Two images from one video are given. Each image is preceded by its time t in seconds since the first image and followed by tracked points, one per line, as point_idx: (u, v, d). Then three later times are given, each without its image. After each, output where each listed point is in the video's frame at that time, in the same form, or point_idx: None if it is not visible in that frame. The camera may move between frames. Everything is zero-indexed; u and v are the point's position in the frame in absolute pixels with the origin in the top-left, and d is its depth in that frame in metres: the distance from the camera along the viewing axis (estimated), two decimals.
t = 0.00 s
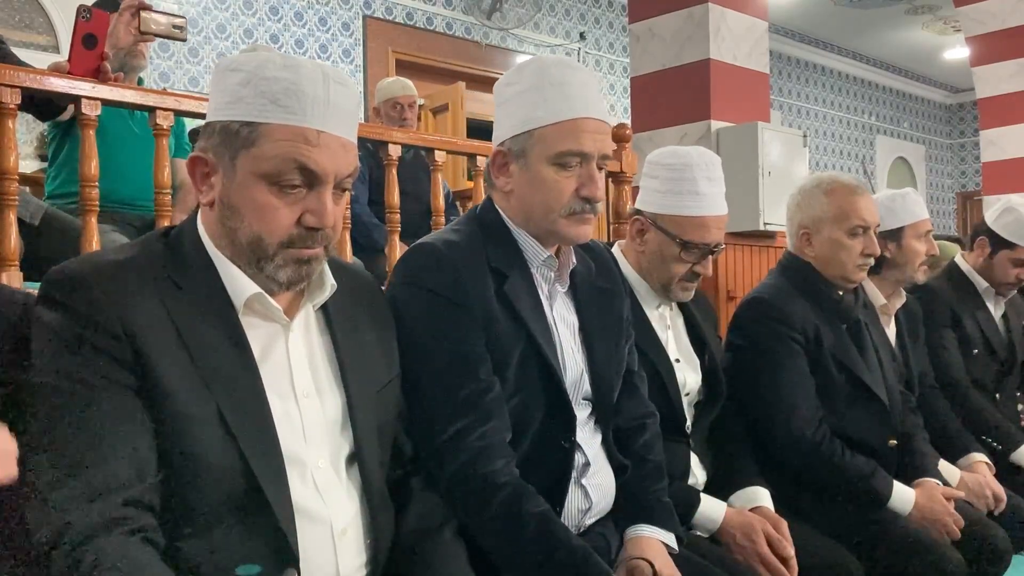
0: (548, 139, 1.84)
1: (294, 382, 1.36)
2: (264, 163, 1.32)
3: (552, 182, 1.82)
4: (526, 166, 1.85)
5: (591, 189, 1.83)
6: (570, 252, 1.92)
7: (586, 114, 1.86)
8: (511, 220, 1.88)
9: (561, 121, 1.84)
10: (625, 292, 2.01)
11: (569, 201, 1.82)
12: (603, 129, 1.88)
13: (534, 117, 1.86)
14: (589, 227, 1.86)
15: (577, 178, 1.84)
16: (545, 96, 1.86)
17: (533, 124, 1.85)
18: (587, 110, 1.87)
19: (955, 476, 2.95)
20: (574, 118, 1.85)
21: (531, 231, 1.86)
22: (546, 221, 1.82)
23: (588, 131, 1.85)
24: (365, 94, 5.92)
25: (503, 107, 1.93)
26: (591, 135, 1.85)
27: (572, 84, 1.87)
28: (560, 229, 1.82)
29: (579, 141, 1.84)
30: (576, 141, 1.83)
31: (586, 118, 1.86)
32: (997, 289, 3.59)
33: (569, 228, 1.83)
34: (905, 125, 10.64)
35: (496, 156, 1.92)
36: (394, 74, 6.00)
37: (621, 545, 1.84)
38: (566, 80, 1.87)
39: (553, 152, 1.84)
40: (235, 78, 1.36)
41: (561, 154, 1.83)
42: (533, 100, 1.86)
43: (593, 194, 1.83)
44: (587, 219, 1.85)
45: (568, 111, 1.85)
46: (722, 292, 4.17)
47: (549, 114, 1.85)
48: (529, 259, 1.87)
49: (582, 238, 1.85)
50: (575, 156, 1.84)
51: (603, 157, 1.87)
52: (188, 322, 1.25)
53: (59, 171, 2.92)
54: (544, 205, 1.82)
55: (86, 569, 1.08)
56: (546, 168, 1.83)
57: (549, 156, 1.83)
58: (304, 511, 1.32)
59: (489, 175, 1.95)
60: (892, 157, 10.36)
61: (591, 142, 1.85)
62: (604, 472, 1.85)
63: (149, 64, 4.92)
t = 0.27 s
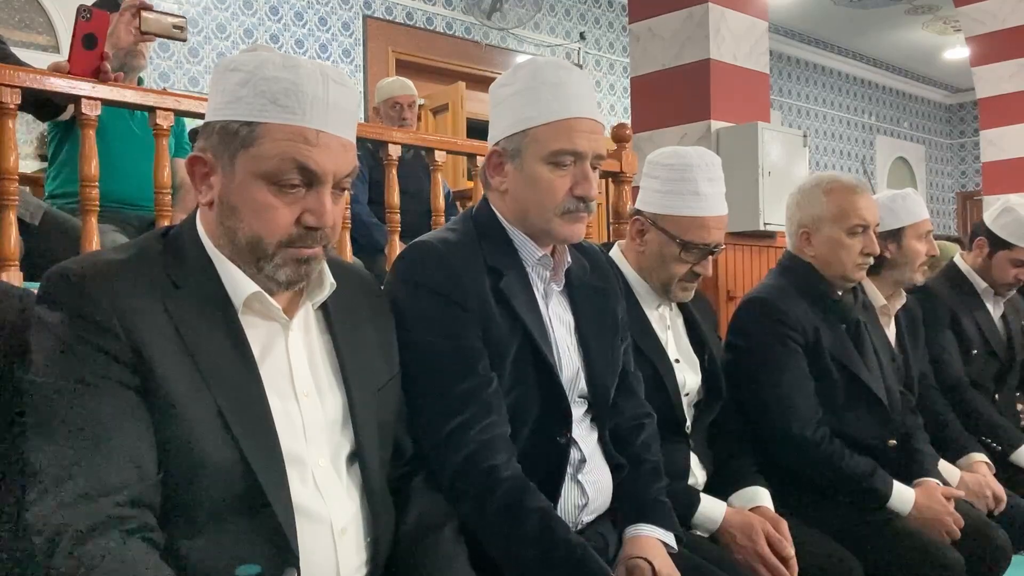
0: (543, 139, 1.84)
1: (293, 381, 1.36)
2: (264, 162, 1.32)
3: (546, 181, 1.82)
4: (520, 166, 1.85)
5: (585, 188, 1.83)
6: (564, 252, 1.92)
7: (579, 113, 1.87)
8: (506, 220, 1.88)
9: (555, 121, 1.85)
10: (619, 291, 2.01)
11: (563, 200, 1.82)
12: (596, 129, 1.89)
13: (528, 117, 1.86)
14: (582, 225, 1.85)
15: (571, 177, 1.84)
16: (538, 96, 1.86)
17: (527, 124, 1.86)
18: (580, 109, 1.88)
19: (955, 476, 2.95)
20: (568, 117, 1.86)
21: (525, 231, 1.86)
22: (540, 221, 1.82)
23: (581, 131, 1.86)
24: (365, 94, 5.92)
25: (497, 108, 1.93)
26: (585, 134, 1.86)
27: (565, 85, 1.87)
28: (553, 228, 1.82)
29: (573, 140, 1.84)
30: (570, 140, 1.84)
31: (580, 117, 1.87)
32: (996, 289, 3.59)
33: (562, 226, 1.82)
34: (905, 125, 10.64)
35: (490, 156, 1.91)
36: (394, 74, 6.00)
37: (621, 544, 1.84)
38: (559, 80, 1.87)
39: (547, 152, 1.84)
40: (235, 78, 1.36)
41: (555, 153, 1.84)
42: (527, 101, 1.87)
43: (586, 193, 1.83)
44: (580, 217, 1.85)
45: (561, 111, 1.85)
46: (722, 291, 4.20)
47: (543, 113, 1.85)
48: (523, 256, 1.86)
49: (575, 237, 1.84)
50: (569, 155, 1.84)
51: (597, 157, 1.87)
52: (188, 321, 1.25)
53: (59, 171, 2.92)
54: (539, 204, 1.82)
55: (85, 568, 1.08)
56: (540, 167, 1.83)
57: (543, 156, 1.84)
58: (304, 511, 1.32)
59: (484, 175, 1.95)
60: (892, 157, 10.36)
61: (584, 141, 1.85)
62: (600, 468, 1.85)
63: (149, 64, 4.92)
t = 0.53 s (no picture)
0: (536, 137, 1.84)
1: (293, 380, 1.36)
2: (263, 162, 1.32)
3: (540, 179, 1.82)
4: (515, 164, 1.85)
5: (579, 185, 1.84)
6: (558, 250, 1.93)
7: (572, 112, 1.87)
8: (500, 219, 1.88)
9: (548, 119, 1.85)
10: (613, 291, 2.02)
11: (557, 197, 1.82)
12: (589, 127, 1.89)
13: (521, 117, 1.86)
14: (575, 223, 1.87)
15: (564, 175, 1.84)
16: (531, 95, 1.87)
17: (521, 123, 1.86)
18: (572, 108, 1.88)
19: (955, 476, 2.95)
20: (560, 116, 1.86)
21: (520, 230, 1.86)
22: (534, 219, 1.82)
23: (574, 129, 1.86)
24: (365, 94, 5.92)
25: (492, 109, 1.93)
26: (577, 132, 1.86)
27: (558, 84, 1.87)
28: (547, 226, 1.83)
29: (566, 138, 1.84)
30: (563, 138, 1.84)
31: (572, 116, 1.86)
32: (995, 289, 3.59)
33: (556, 223, 1.83)
34: (905, 125, 10.64)
35: (485, 156, 1.92)
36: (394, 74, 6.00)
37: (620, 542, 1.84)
38: (552, 80, 1.87)
39: (541, 150, 1.84)
40: (234, 78, 1.36)
41: (548, 151, 1.84)
42: (521, 100, 1.87)
43: (580, 190, 1.84)
44: (573, 214, 1.86)
45: (554, 110, 1.85)
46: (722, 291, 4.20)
47: (537, 112, 1.85)
48: (519, 256, 1.87)
49: (567, 235, 1.85)
50: (562, 153, 1.84)
51: (590, 156, 1.88)
52: (187, 321, 1.25)
53: (59, 171, 2.92)
54: (532, 202, 1.82)
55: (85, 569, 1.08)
56: (534, 165, 1.83)
57: (537, 154, 1.83)
58: (304, 510, 1.32)
59: (479, 176, 1.96)
60: (892, 157, 10.36)
61: (577, 139, 1.85)
62: (597, 464, 1.85)
63: (149, 64, 4.92)
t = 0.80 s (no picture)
0: (533, 136, 1.85)
1: (294, 380, 1.35)
2: (263, 162, 1.32)
3: (537, 177, 1.83)
4: (512, 162, 1.86)
5: (576, 183, 1.84)
6: (555, 249, 1.93)
7: (569, 111, 1.88)
8: (498, 218, 1.88)
9: (546, 118, 1.86)
10: (609, 291, 2.02)
11: (554, 194, 1.83)
12: (585, 126, 1.90)
13: (519, 116, 1.87)
14: (570, 222, 1.86)
15: (562, 172, 1.85)
16: (528, 95, 1.87)
17: (519, 122, 1.87)
18: (569, 107, 1.89)
19: (955, 476, 2.95)
20: (557, 115, 1.87)
21: (517, 229, 1.86)
22: (532, 217, 1.83)
23: (571, 127, 1.86)
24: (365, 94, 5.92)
25: (489, 108, 1.94)
26: (574, 130, 1.86)
27: (555, 84, 1.88)
28: (544, 223, 1.82)
29: (563, 136, 1.85)
30: (560, 136, 1.85)
31: (569, 115, 1.88)
32: (995, 289, 3.59)
33: (553, 221, 1.83)
34: (905, 125, 10.64)
35: (483, 155, 1.92)
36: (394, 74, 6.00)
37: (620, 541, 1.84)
38: (549, 80, 1.88)
39: (538, 149, 1.85)
40: (234, 78, 1.36)
41: (546, 150, 1.85)
42: (518, 99, 1.88)
43: (577, 187, 1.84)
44: (570, 213, 1.86)
45: (551, 108, 1.86)
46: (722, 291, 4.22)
47: (534, 111, 1.86)
48: (515, 254, 1.86)
49: (562, 233, 1.85)
50: (559, 151, 1.85)
51: (586, 154, 1.89)
52: (187, 321, 1.25)
53: (59, 171, 2.92)
54: (529, 199, 1.82)
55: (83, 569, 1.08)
56: (531, 163, 1.84)
57: (534, 152, 1.84)
58: (305, 510, 1.32)
59: (477, 176, 1.96)
60: (892, 157, 10.36)
61: (574, 138, 1.86)
62: (595, 461, 1.85)
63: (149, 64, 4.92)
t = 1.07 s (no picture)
0: (528, 135, 1.85)
1: (293, 381, 1.36)
2: (263, 162, 1.32)
3: (533, 175, 1.83)
4: (508, 161, 1.86)
5: (570, 181, 1.85)
6: (550, 248, 1.94)
7: (564, 111, 1.89)
8: (493, 218, 1.88)
9: (541, 117, 1.86)
10: (604, 291, 2.03)
11: (549, 193, 1.83)
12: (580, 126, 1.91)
13: (515, 116, 1.87)
14: (564, 220, 1.87)
15: (557, 171, 1.85)
16: (524, 94, 1.88)
17: (515, 121, 1.87)
18: (564, 107, 1.90)
19: (955, 476, 2.95)
20: (552, 114, 1.87)
21: (512, 228, 1.86)
22: (528, 216, 1.83)
23: (566, 127, 1.87)
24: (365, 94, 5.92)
25: (484, 108, 1.94)
26: (569, 130, 1.87)
27: (551, 84, 1.89)
28: (540, 222, 1.83)
29: (557, 135, 1.86)
30: (555, 135, 1.85)
31: (564, 114, 1.88)
32: (995, 289, 3.59)
33: (548, 220, 1.83)
34: (905, 125, 10.64)
35: (479, 154, 1.92)
36: (393, 74, 6.00)
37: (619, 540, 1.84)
38: (544, 80, 1.89)
39: (533, 147, 1.85)
40: (233, 78, 1.36)
41: (541, 148, 1.85)
42: (513, 99, 1.88)
43: (571, 185, 1.85)
44: (564, 211, 1.86)
45: (546, 108, 1.87)
46: (722, 292, 4.22)
47: (529, 110, 1.86)
48: (510, 253, 1.86)
49: (557, 232, 1.85)
50: (555, 150, 1.86)
51: (581, 154, 1.89)
52: (186, 322, 1.25)
53: (59, 171, 2.92)
54: (525, 198, 1.82)
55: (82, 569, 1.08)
56: (527, 161, 1.84)
57: (530, 150, 1.85)
58: (305, 510, 1.32)
59: (472, 176, 1.96)
60: (892, 157, 10.35)
61: (568, 137, 1.87)
62: (593, 458, 1.85)
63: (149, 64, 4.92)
